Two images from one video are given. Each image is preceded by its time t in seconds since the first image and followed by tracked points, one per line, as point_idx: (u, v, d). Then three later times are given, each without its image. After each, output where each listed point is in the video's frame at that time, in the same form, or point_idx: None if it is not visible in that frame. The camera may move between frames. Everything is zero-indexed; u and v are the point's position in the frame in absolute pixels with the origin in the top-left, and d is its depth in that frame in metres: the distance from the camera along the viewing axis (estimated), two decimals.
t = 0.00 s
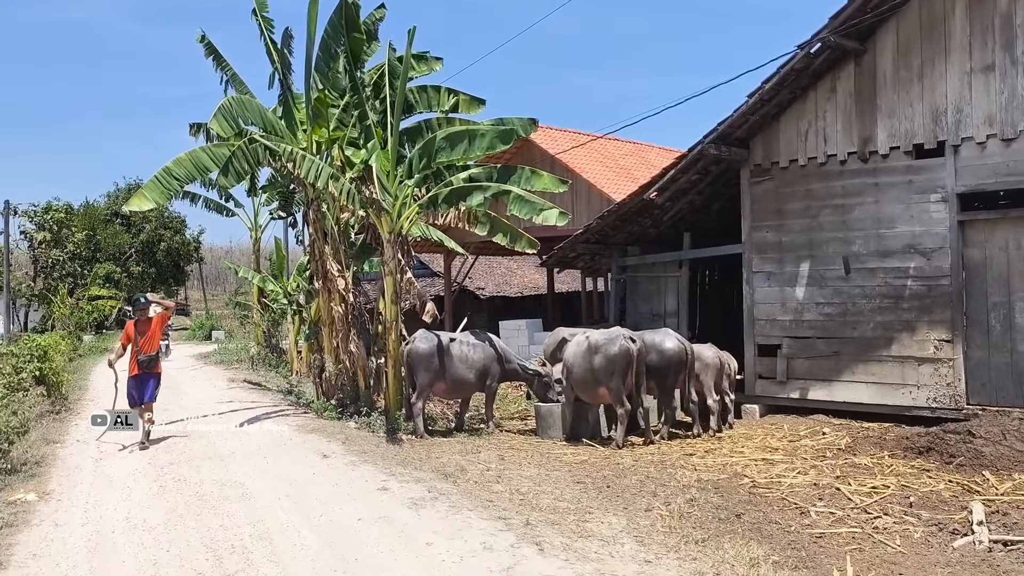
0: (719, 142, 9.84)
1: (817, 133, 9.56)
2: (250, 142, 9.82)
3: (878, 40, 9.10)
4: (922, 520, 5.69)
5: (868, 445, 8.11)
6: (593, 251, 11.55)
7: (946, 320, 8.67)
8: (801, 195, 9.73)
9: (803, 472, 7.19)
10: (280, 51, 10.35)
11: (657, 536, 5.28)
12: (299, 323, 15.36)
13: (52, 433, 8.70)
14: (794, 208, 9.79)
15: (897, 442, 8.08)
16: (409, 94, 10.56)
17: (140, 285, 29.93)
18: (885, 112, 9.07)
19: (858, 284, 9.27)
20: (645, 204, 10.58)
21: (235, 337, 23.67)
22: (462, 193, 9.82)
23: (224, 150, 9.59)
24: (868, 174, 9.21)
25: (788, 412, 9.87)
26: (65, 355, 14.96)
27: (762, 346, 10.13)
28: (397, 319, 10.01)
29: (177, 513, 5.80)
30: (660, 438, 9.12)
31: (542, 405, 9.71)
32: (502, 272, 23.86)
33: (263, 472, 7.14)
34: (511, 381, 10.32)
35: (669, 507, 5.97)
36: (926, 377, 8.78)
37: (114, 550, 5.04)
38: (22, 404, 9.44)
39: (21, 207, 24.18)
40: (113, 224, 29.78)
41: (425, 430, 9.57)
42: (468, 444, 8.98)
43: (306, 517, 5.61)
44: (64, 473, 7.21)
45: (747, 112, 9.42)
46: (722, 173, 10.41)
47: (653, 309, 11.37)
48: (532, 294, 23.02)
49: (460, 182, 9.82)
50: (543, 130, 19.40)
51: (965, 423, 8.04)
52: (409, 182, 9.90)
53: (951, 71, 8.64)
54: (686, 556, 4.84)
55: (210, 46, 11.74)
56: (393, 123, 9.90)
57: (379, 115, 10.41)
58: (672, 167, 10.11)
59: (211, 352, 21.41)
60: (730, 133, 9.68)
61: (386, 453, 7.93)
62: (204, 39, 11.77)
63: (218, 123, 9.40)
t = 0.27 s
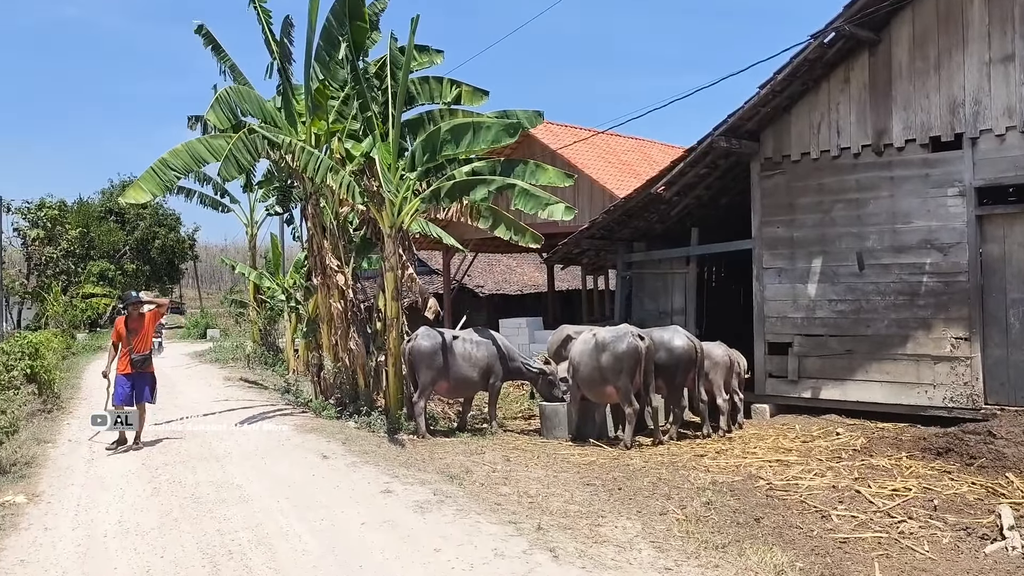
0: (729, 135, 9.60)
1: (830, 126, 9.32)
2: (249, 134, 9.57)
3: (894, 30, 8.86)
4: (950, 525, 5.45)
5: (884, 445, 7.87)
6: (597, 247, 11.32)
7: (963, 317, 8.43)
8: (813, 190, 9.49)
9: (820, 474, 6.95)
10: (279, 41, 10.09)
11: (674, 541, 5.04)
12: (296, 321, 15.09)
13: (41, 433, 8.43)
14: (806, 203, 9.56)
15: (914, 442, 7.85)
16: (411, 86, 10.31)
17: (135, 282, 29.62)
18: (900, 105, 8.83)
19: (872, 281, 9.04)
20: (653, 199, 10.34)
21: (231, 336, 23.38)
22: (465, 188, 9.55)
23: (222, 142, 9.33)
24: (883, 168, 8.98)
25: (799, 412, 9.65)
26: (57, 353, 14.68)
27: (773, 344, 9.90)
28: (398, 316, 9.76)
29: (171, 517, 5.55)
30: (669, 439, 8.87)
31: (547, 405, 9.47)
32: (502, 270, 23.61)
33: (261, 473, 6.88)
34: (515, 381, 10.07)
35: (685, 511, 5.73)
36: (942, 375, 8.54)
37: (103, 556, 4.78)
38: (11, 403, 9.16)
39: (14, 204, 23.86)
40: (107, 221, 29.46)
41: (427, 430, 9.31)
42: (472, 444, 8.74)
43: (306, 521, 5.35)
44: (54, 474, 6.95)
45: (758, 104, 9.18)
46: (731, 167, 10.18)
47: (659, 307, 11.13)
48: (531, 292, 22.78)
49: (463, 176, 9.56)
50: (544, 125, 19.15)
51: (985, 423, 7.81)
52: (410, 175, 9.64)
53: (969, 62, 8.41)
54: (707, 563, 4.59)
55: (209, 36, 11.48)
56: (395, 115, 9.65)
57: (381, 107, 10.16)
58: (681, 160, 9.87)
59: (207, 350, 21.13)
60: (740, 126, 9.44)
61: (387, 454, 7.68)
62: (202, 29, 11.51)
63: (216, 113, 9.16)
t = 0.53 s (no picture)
0: (737, 130, 9.39)
1: (841, 120, 9.12)
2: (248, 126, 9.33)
3: (907, 22, 8.65)
4: (976, 533, 5.24)
5: (898, 448, 7.66)
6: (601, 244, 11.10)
7: (978, 317, 8.22)
8: (823, 186, 9.29)
9: (835, 479, 6.74)
10: (277, 31, 9.85)
11: (690, 552, 4.82)
12: (293, 320, 14.86)
13: (30, 435, 8.19)
14: (815, 199, 9.35)
15: (929, 445, 7.65)
16: (412, 79, 10.08)
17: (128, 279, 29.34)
18: (913, 99, 8.62)
19: (883, 279, 8.83)
20: (658, 195, 10.13)
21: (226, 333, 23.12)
22: (466, 184, 9.32)
23: (218, 135, 9.08)
24: (895, 163, 8.77)
25: (808, 413, 9.45)
26: (48, 351, 14.42)
27: (781, 344, 9.70)
28: (398, 314, 9.53)
29: (164, 524, 5.32)
30: (676, 440, 8.66)
31: (550, 406, 9.25)
32: (499, 267, 23.38)
33: (257, 477, 6.66)
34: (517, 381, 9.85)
35: (699, 518, 5.51)
36: (956, 376, 8.33)
37: (92, 567, 4.55)
38: None
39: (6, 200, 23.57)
40: (100, 218, 29.18)
41: (428, 432, 9.09)
42: (474, 445, 8.52)
43: (305, 529, 5.13)
44: (43, 478, 6.71)
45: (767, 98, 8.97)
46: (738, 162, 9.97)
47: (664, 305, 10.93)
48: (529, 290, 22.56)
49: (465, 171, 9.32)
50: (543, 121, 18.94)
51: (1001, 426, 7.60)
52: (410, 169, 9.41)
53: (985, 55, 8.20)
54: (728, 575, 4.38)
55: (204, 29, 11.23)
56: (395, 108, 9.42)
57: (381, 100, 9.92)
58: (687, 156, 9.66)
59: (201, 348, 20.87)
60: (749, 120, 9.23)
61: (388, 456, 7.45)
62: (197, 21, 11.27)
63: (214, 106, 8.91)
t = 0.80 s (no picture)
0: (742, 125, 9.20)
1: (848, 115, 8.95)
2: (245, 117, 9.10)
3: (916, 15, 8.48)
4: (1002, 538, 5.06)
5: (910, 450, 7.49)
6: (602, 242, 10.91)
7: (990, 315, 8.06)
8: (830, 182, 9.12)
9: (850, 481, 6.56)
10: (274, 22, 9.60)
11: (709, 560, 4.63)
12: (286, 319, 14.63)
13: (18, 438, 7.94)
14: (822, 196, 9.18)
15: (942, 446, 7.48)
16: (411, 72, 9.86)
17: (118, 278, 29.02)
18: (923, 93, 8.46)
19: (892, 277, 8.66)
20: (661, 192, 9.94)
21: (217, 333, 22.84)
22: (467, 179, 9.11)
23: (212, 129, 8.85)
24: (904, 159, 8.60)
25: (814, 414, 9.28)
26: (37, 351, 14.15)
27: (786, 343, 9.53)
28: (396, 313, 9.32)
29: (158, 531, 5.09)
30: (681, 442, 8.47)
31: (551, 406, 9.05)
32: (493, 266, 23.18)
33: (254, 480, 6.43)
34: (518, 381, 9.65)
35: (715, 524, 5.31)
36: (967, 376, 8.17)
37: None
38: None
39: None
40: (89, 217, 28.85)
41: (428, 434, 8.88)
42: (475, 447, 8.31)
43: (305, 536, 4.91)
44: (31, 482, 6.47)
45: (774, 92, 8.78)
46: (743, 158, 9.79)
47: (666, 304, 10.74)
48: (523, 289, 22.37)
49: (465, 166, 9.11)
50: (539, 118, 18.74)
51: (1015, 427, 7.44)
52: (409, 165, 9.19)
53: (997, 48, 8.04)
54: None
55: (191, 23, 10.99)
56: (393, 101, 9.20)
57: (379, 94, 9.70)
58: (692, 151, 9.47)
59: (192, 348, 20.59)
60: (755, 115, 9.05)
61: (388, 459, 7.24)
62: (184, 15, 11.03)
63: (212, 97, 8.70)
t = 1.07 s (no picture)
0: (748, 120, 9.02)
1: (855, 110, 8.79)
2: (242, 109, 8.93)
3: (926, 8, 8.33)
4: None
5: (922, 451, 7.34)
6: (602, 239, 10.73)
7: (1001, 313, 7.92)
8: (837, 178, 8.96)
9: (865, 484, 6.40)
10: (270, 15, 9.38)
11: (731, 568, 4.46)
12: (280, 318, 14.41)
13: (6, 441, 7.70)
14: (829, 192, 9.02)
15: (954, 447, 7.33)
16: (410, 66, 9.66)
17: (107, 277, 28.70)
18: (933, 87, 8.30)
19: (901, 274, 8.50)
20: (664, 188, 9.77)
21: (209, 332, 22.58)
22: (469, 175, 8.92)
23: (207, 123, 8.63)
24: (912, 154, 8.45)
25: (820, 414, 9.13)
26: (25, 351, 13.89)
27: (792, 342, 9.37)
28: (394, 311, 9.11)
29: (154, 541, 4.89)
30: (686, 443, 8.30)
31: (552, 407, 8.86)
32: (487, 264, 22.99)
33: (252, 486, 6.23)
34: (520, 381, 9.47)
35: (732, 530, 5.14)
36: (978, 375, 8.03)
37: None
38: None
39: None
40: (78, 215, 28.51)
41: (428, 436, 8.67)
42: (477, 449, 8.13)
43: (308, 545, 4.71)
44: (20, 488, 6.24)
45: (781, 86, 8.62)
46: (748, 154, 9.62)
47: (668, 302, 10.58)
48: (517, 287, 22.20)
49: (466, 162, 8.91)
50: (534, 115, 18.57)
51: None
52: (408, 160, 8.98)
53: (1008, 42, 7.89)
54: None
55: (179, 16, 10.76)
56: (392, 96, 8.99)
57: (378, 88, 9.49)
58: (696, 146, 9.30)
59: (183, 347, 20.33)
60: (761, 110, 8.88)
61: (389, 462, 7.04)
62: (172, 9, 10.79)
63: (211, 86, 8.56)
